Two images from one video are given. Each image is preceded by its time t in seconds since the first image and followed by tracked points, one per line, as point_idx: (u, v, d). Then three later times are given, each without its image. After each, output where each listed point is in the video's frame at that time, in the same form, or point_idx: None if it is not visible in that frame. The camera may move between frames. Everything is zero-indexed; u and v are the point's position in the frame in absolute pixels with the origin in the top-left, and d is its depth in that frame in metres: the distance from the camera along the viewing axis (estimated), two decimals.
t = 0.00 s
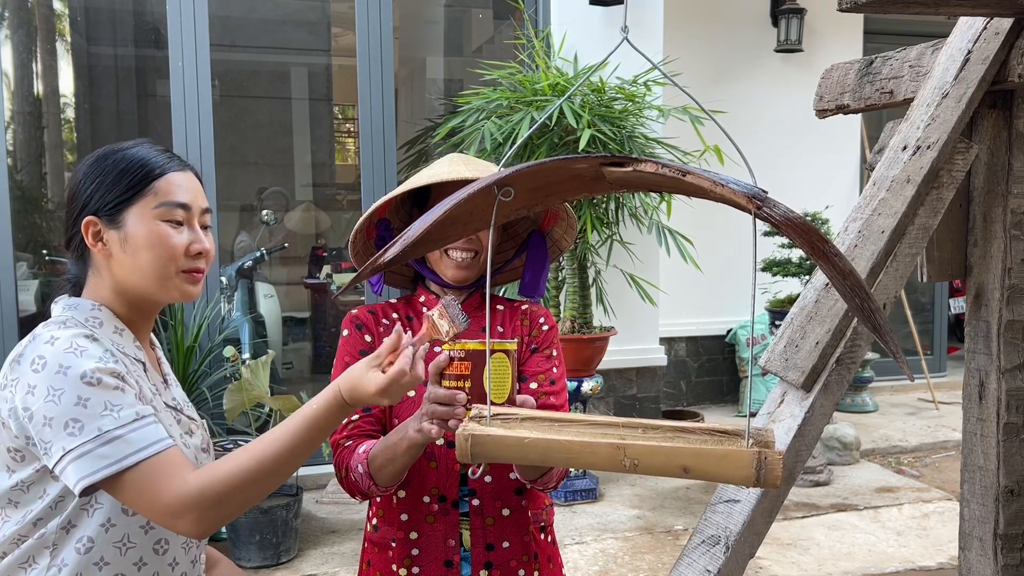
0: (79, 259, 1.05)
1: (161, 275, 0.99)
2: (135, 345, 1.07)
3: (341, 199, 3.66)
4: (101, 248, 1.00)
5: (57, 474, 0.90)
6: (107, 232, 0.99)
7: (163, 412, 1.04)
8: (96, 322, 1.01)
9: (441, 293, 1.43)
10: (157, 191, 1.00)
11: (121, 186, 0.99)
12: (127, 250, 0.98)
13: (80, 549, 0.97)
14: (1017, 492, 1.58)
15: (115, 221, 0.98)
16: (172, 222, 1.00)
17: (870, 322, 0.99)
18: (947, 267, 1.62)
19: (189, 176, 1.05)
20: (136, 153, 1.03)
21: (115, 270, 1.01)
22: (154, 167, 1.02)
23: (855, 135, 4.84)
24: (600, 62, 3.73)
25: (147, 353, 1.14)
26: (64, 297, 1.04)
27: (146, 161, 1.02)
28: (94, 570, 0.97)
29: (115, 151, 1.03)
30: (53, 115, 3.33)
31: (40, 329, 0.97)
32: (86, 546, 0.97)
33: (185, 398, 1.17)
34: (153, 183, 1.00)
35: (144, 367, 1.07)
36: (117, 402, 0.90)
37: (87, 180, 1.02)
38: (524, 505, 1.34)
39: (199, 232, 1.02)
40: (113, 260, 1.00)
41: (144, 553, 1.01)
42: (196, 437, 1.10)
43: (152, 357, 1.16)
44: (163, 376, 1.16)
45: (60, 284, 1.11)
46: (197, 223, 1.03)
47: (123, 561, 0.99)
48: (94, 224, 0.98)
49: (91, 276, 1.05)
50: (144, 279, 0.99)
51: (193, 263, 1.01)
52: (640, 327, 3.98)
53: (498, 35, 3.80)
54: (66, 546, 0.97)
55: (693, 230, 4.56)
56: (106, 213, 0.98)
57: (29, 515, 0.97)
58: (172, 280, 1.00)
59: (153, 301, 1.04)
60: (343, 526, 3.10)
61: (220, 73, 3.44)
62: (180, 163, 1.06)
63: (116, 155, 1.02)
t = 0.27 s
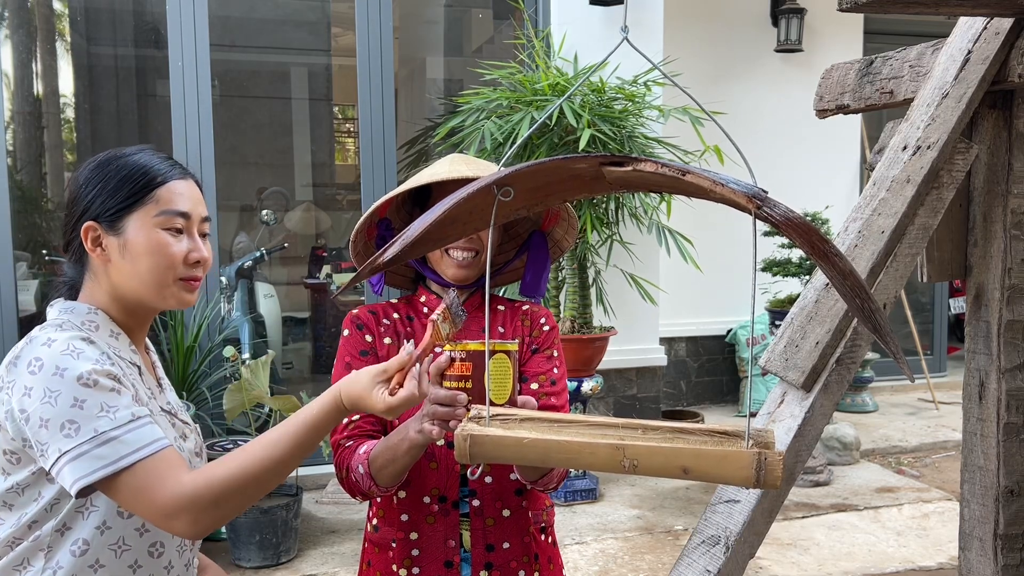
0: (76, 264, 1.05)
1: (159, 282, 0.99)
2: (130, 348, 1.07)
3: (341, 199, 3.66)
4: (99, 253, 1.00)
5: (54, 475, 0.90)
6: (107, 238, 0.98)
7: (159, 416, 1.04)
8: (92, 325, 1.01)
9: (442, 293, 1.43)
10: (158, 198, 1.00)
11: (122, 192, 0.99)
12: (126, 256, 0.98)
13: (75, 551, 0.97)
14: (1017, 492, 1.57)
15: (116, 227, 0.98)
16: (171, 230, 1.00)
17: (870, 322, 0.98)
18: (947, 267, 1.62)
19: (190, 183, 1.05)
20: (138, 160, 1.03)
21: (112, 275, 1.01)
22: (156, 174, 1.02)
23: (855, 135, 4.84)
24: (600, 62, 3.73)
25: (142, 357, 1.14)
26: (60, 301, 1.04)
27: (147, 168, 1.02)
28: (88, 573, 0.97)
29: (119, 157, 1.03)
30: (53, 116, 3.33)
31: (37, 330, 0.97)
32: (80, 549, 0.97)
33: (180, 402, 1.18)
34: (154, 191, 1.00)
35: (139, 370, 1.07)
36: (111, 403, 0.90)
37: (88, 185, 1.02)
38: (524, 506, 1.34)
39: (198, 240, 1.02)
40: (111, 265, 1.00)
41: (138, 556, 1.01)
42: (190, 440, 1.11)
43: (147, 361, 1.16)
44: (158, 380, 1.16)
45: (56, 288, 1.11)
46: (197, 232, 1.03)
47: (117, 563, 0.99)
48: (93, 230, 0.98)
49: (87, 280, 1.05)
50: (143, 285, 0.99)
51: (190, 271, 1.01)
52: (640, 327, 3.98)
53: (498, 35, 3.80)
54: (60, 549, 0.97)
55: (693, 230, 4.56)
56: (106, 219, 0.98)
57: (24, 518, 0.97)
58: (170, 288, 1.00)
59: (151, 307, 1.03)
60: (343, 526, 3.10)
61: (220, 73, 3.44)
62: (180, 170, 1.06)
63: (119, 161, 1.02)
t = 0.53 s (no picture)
0: (69, 266, 1.05)
1: (153, 286, 0.99)
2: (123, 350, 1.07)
3: (341, 199, 3.66)
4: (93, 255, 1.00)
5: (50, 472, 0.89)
6: (101, 241, 0.98)
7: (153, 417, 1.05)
8: (85, 324, 1.01)
9: (443, 293, 1.43)
10: (153, 202, 1.00)
11: (117, 195, 0.99)
12: (121, 259, 0.98)
13: (64, 549, 0.97)
14: (1017, 492, 1.57)
15: (110, 230, 0.98)
16: (165, 234, 1.00)
17: (871, 321, 0.98)
18: (947, 267, 1.62)
19: (185, 187, 1.05)
20: (134, 163, 1.03)
21: (106, 277, 1.01)
22: (151, 178, 1.02)
23: (855, 135, 4.84)
24: (600, 62, 3.73)
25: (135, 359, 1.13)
26: (53, 301, 1.04)
27: (142, 172, 1.02)
28: (77, 571, 0.97)
29: (115, 160, 1.03)
30: (53, 115, 3.33)
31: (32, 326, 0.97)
32: (69, 547, 0.97)
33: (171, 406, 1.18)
34: (150, 195, 1.00)
35: (131, 371, 1.07)
36: (104, 395, 0.90)
37: (83, 187, 1.02)
38: (525, 506, 1.34)
39: (192, 244, 1.02)
40: (105, 267, 1.00)
41: (128, 554, 1.01)
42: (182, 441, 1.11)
43: (139, 364, 1.16)
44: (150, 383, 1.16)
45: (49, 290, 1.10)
46: (191, 236, 1.03)
47: (107, 562, 0.99)
48: (87, 232, 0.98)
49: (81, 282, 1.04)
50: (137, 288, 0.99)
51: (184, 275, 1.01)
52: (640, 327, 3.97)
53: (498, 35, 3.80)
54: (49, 547, 0.97)
55: (693, 230, 4.56)
56: (100, 222, 0.98)
57: (15, 517, 0.97)
58: (164, 292, 1.00)
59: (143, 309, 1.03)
60: (343, 526, 3.10)
61: (220, 73, 3.44)
62: (176, 173, 1.06)
63: (115, 164, 1.02)
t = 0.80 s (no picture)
0: (59, 267, 1.05)
1: (140, 290, 0.99)
2: (113, 351, 1.07)
3: (341, 199, 3.66)
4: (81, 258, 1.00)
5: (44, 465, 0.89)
6: (88, 243, 0.98)
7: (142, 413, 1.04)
8: (72, 321, 1.01)
9: (443, 293, 1.43)
10: (141, 204, 0.99)
11: (104, 198, 0.98)
12: (107, 262, 0.98)
13: (46, 544, 0.97)
14: (1017, 492, 1.57)
15: (96, 233, 0.98)
16: (153, 237, 0.99)
17: (871, 321, 0.98)
18: (947, 267, 1.62)
19: (175, 188, 1.05)
20: (123, 164, 1.02)
21: (93, 279, 1.01)
22: (140, 179, 1.01)
23: (855, 135, 4.84)
24: (600, 62, 3.73)
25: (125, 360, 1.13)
26: (43, 301, 1.04)
27: (131, 173, 1.01)
28: (58, 566, 0.97)
29: (104, 160, 1.02)
30: (53, 116, 3.33)
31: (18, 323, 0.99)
32: (51, 542, 0.97)
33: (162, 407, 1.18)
34: (137, 197, 0.99)
35: (120, 370, 1.07)
36: (92, 381, 0.91)
37: (72, 188, 1.01)
38: (525, 506, 1.34)
39: (180, 247, 1.01)
40: (92, 270, 1.00)
41: (112, 551, 1.01)
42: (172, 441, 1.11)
43: (130, 366, 1.15)
44: (140, 384, 1.15)
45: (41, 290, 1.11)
46: (179, 239, 1.02)
47: (90, 558, 0.99)
48: (75, 235, 0.98)
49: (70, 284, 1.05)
50: (124, 292, 0.99)
51: (171, 279, 1.01)
52: (640, 327, 3.97)
53: (498, 35, 3.80)
54: (32, 542, 0.97)
55: (693, 230, 4.55)
56: (87, 225, 0.98)
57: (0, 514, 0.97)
58: (151, 296, 1.00)
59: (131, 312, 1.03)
60: (343, 526, 3.10)
61: (220, 73, 3.44)
62: (166, 174, 1.06)
63: (104, 165, 1.02)
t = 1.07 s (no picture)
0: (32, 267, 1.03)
1: (103, 296, 0.95)
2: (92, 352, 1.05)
3: (341, 199, 3.66)
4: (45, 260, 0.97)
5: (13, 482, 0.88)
6: (50, 247, 0.95)
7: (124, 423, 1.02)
8: (49, 330, 0.98)
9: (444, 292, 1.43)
10: (103, 204, 0.95)
11: (64, 197, 0.94)
12: (70, 266, 0.95)
13: (27, 560, 0.95)
14: (1017, 493, 1.57)
15: (57, 236, 0.94)
16: (117, 238, 0.95)
17: (870, 321, 0.98)
18: (947, 267, 1.62)
19: (143, 185, 0.99)
20: (89, 159, 0.97)
21: (59, 283, 0.97)
22: (106, 174, 0.96)
23: (855, 135, 4.84)
24: (600, 62, 3.73)
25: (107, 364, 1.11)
26: (19, 304, 1.02)
27: (95, 169, 0.96)
28: None
29: (70, 156, 0.98)
30: (53, 116, 3.34)
31: None
32: (33, 558, 0.95)
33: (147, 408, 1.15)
34: (100, 195, 0.95)
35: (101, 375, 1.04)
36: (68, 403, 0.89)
37: (37, 185, 0.98)
38: (525, 505, 1.34)
39: (146, 249, 0.97)
40: (57, 274, 0.97)
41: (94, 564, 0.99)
42: (156, 446, 1.09)
43: (114, 367, 1.13)
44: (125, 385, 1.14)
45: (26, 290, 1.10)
46: (146, 239, 0.97)
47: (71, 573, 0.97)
48: (38, 237, 0.95)
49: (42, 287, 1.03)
50: (88, 297, 0.96)
51: (139, 282, 0.97)
52: (640, 327, 3.97)
53: (498, 35, 3.79)
54: (12, 558, 0.95)
55: (693, 229, 4.55)
56: (50, 228, 0.94)
57: None
58: (115, 301, 0.96)
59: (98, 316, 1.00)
60: (343, 526, 3.10)
61: (220, 73, 3.44)
62: (137, 169, 1.01)
63: (68, 161, 0.97)
